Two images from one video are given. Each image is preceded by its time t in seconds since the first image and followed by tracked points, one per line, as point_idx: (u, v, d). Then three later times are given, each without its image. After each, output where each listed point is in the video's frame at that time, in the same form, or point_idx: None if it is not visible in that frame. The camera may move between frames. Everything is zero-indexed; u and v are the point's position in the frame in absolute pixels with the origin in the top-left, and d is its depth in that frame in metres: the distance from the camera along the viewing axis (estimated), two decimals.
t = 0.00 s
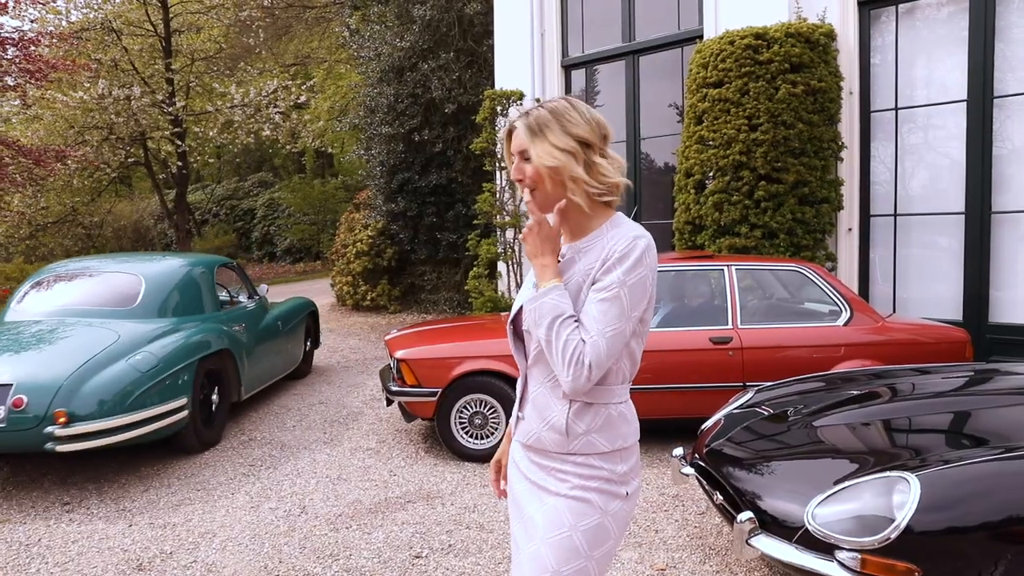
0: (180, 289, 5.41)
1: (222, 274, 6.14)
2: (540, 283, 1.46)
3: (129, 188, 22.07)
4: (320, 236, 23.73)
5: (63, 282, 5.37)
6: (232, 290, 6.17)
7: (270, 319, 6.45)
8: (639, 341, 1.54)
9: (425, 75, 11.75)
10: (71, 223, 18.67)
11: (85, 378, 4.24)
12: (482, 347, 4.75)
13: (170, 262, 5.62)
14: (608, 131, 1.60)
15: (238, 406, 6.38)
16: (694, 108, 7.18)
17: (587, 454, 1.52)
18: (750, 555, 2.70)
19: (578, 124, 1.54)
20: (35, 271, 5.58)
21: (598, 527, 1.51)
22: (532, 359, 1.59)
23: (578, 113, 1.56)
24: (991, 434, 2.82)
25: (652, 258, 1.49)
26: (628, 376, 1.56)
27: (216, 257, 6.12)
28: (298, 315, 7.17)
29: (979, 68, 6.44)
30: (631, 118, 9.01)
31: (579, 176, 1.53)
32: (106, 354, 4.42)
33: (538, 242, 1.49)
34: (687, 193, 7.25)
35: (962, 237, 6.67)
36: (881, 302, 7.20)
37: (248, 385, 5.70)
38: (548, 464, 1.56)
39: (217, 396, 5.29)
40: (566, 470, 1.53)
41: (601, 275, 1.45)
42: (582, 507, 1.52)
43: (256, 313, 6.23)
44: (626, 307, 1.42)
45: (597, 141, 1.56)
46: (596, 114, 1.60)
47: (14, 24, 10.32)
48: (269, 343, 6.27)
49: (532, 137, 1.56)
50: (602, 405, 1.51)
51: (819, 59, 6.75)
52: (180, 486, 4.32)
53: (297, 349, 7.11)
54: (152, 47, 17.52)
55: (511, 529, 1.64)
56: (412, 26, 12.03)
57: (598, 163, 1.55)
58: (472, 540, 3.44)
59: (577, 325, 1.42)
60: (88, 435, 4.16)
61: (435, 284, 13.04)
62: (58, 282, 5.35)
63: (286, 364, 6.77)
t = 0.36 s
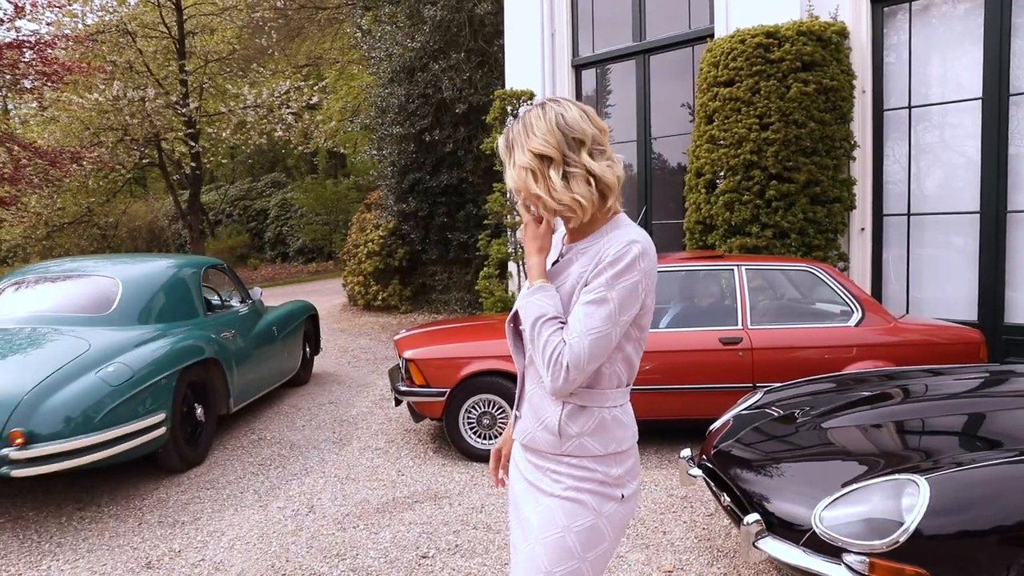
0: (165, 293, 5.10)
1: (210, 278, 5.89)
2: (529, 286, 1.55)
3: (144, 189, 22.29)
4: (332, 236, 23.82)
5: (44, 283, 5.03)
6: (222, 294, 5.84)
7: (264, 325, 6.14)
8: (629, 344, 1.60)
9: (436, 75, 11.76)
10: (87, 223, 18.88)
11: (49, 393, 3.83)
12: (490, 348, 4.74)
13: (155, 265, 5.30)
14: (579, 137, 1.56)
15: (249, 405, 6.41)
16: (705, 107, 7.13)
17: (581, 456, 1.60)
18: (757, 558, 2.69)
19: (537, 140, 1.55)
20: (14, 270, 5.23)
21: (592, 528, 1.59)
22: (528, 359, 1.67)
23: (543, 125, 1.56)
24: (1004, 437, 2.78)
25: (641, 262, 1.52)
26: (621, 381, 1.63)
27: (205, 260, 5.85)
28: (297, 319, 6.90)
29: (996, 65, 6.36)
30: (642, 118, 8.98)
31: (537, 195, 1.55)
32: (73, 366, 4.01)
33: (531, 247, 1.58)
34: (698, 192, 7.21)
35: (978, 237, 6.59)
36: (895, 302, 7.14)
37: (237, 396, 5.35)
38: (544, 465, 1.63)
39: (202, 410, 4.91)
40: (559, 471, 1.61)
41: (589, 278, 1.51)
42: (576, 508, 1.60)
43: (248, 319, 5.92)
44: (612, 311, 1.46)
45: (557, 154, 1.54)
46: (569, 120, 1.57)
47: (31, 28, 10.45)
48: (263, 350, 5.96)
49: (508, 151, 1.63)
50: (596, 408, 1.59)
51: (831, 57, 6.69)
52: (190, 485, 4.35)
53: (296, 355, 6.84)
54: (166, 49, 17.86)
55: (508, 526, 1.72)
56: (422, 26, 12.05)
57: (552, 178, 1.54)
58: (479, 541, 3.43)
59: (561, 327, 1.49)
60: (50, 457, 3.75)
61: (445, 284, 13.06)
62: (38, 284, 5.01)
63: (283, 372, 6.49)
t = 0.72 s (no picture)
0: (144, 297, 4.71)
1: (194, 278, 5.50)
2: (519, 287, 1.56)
3: (157, 189, 22.47)
4: (343, 236, 23.89)
5: (22, 282, 4.66)
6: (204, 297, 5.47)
7: (254, 330, 5.76)
8: (620, 341, 1.60)
9: (445, 75, 11.77)
10: (100, 223, 19.05)
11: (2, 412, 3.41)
12: (495, 348, 4.73)
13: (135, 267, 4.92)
14: (561, 135, 1.56)
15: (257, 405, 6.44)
16: (714, 106, 7.08)
17: (574, 458, 1.60)
18: (760, 560, 2.66)
19: (519, 140, 1.56)
20: None
21: (584, 530, 1.59)
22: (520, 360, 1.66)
23: (526, 124, 1.56)
24: (1014, 439, 2.74)
25: (631, 258, 1.52)
26: (615, 381, 1.63)
27: (191, 259, 5.47)
28: (291, 324, 6.53)
29: (1009, 63, 6.29)
30: (651, 117, 8.95)
31: (520, 195, 1.56)
32: (31, 381, 3.60)
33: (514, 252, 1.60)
34: (706, 192, 7.17)
35: (991, 237, 6.51)
36: (906, 302, 7.06)
37: (222, 408, 4.94)
38: (537, 466, 1.63)
39: (183, 425, 4.49)
40: (553, 473, 1.61)
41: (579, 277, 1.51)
42: (569, 511, 1.59)
43: (236, 324, 5.53)
44: (602, 308, 1.46)
45: (540, 153, 1.54)
46: (552, 119, 1.57)
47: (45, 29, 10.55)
48: (252, 358, 5.58)
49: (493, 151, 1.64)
50: (588, 409, 1.59)
51: (841, 56, 6.64)
52: (196, 484, 4.37)
53: (290, 362, 6.47)
54: (179, 50, 18.01)
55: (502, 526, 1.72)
56: (432, 26, 12.06)
57: (532, 178, 1.54)
58: (483, 541, 3.42)
59: (551, 326, 1.49)
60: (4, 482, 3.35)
61: (455, 284, 13.06)
62: (14, 284, 4.64)
63: (275, 380, 6.12)
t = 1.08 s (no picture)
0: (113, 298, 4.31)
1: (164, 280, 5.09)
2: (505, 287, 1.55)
3: (158, 189, 22.48)
4: (344, 236, 23.89)
5: None
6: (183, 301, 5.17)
7: (233, 336, 5.35)
8: (607, 340, 1.59)
9: (445, 74, 11.77)
10: (102, 223, 19.07)
11: None
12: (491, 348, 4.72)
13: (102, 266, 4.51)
14: (543, 133, 1.55)
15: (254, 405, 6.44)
16: (712, 105, 7.06)
17: (559, 457, 1.59)
18: (752, 560, 2.66)
19: (502, 138, 1.55)
20: None
21: (571, 530, 1.58)
22: (505, 362, 1.65)
23: (508, 123, 1.55)
24: (1010, 439, 2.73)
25: (615, 255, 1.51)
26: (601, 379, 1.62)
27: (162, 261, 5.06)
28: (274, 328, 6.14)
29: (1009, 61, 6.28)
30: (650, 117, 8.95)
31: (503, 194, 1.55)
32: None
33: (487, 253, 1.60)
34: (705, 191, 7.15)
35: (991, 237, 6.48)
36: (905, 301, 7.04)
37: (193, 422, 4.53)
38: (523, 467, 1.62)
39: (147, 440, 4.08)
40: (539, 473, 1.60)
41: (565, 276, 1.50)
42: (555, 510, 1.58)
43: (212, 330, 5.12)
44: (589, 308, 1.45)
45: (522, 152, 1.53)
46: (534, 118, 1.56)
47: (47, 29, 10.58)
48: (230, 366, 5.18)
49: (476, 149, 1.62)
50: (574, 408, 1.58)
51: (840, 54, 6.63)
52: (191, 482, 4.37)
53: (272, 368, 6.07)
54: (181, 50, 18.04)
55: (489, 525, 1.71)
56: (432, 25, 12.07)
57: (514, 177, 1.53)
58: (476, 540, 3.42)
59: (538, 327, 1.49)
60: None
61: (454, 284, 13.05)
62: None
63: (257, 389, 5.73)
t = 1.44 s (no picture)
0: (78, 300, 3.96)
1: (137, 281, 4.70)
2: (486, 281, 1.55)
3: (161, 188, 22.52)
4: (346, 235, 23.90)
5: None
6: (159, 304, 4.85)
7: (210, 340, 4.98)
8: (585, 336, 1.60)
9: (445, 74, 11.78)
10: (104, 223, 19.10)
11: None
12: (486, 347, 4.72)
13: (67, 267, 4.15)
14: (534, 132, 1.56)
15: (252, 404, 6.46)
16: (710, 104, 7.06)
17: (539, 454, 1.60)
18: (739, 559, 2.66)
19: (493, 133, 1.56)
20: None
21: (550, 528, 1.59)
22: (485, 360, 1.66)
23: (500, 120, 1.56)
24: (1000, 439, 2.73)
25: (593, 253, 1.52)
26: (580, 376, 1.63)
27: (131, 261, 4.67)
28: (255, 332, 5.76)
29: (1007, 60, 6.27)
30: (648, 116, 8.95)
31: (492, 189, 1.56)
32: None
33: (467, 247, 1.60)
34: (702, 191, 7.14)
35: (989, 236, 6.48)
36: (903, 301, 7.04)
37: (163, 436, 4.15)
38: (503, 464, 1.63)
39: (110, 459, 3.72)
40: (518, 471, 1.61)
41: (544, 272, 1.51)
42: (534, 508, 1.60)
43: (187, 335, 4.75)
44: (567, 303, 1.46)
45: (514, 149, 1.54)
46: (527, 117, 1.57)
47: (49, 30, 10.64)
48: (207, 374, 4.82)
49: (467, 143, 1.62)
50: (553, 405, 1.58)
51: (838, 53, 6.63)
52: (187, 481, 4.39)
53: (254, 374, 5.72)
54: (182, 50, 18.08)
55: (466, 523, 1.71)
56: (431, 25, 12.09)
57: (506, 170, 1.53)
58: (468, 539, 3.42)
59: (517, 321, 1.49)
60: None
61: (454, 283, 13.06)
62: None
63: (237, 396, 5.38)
